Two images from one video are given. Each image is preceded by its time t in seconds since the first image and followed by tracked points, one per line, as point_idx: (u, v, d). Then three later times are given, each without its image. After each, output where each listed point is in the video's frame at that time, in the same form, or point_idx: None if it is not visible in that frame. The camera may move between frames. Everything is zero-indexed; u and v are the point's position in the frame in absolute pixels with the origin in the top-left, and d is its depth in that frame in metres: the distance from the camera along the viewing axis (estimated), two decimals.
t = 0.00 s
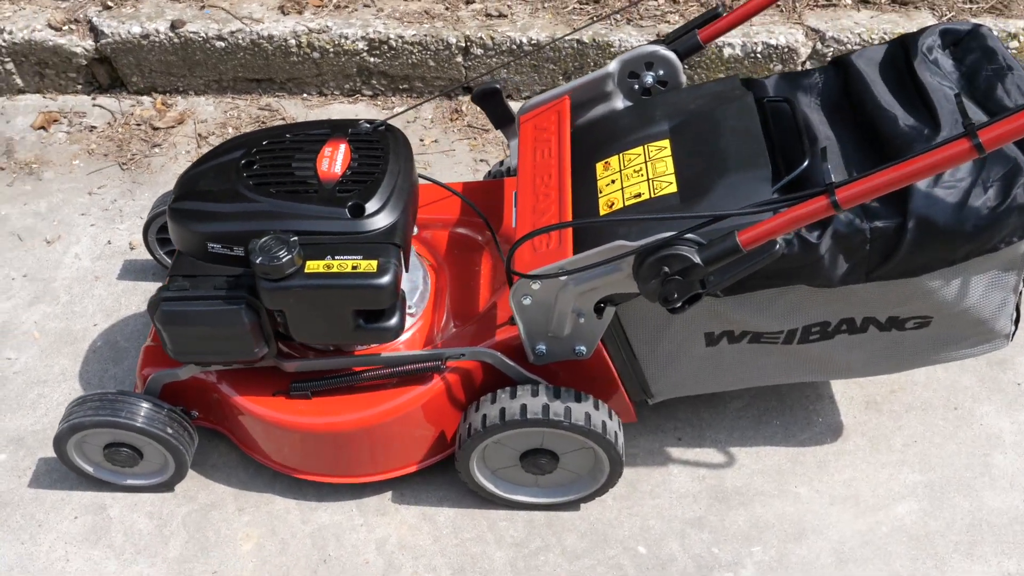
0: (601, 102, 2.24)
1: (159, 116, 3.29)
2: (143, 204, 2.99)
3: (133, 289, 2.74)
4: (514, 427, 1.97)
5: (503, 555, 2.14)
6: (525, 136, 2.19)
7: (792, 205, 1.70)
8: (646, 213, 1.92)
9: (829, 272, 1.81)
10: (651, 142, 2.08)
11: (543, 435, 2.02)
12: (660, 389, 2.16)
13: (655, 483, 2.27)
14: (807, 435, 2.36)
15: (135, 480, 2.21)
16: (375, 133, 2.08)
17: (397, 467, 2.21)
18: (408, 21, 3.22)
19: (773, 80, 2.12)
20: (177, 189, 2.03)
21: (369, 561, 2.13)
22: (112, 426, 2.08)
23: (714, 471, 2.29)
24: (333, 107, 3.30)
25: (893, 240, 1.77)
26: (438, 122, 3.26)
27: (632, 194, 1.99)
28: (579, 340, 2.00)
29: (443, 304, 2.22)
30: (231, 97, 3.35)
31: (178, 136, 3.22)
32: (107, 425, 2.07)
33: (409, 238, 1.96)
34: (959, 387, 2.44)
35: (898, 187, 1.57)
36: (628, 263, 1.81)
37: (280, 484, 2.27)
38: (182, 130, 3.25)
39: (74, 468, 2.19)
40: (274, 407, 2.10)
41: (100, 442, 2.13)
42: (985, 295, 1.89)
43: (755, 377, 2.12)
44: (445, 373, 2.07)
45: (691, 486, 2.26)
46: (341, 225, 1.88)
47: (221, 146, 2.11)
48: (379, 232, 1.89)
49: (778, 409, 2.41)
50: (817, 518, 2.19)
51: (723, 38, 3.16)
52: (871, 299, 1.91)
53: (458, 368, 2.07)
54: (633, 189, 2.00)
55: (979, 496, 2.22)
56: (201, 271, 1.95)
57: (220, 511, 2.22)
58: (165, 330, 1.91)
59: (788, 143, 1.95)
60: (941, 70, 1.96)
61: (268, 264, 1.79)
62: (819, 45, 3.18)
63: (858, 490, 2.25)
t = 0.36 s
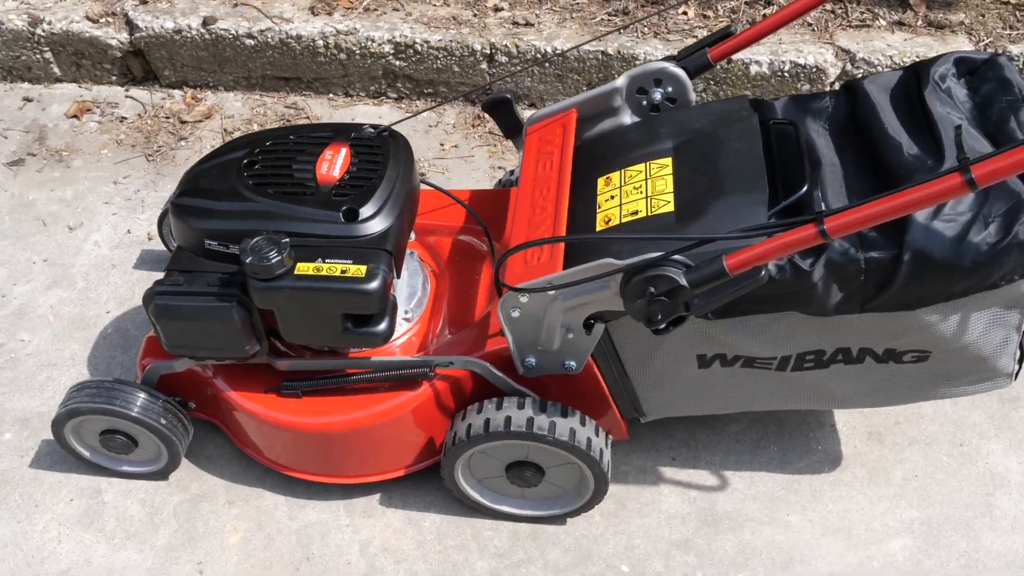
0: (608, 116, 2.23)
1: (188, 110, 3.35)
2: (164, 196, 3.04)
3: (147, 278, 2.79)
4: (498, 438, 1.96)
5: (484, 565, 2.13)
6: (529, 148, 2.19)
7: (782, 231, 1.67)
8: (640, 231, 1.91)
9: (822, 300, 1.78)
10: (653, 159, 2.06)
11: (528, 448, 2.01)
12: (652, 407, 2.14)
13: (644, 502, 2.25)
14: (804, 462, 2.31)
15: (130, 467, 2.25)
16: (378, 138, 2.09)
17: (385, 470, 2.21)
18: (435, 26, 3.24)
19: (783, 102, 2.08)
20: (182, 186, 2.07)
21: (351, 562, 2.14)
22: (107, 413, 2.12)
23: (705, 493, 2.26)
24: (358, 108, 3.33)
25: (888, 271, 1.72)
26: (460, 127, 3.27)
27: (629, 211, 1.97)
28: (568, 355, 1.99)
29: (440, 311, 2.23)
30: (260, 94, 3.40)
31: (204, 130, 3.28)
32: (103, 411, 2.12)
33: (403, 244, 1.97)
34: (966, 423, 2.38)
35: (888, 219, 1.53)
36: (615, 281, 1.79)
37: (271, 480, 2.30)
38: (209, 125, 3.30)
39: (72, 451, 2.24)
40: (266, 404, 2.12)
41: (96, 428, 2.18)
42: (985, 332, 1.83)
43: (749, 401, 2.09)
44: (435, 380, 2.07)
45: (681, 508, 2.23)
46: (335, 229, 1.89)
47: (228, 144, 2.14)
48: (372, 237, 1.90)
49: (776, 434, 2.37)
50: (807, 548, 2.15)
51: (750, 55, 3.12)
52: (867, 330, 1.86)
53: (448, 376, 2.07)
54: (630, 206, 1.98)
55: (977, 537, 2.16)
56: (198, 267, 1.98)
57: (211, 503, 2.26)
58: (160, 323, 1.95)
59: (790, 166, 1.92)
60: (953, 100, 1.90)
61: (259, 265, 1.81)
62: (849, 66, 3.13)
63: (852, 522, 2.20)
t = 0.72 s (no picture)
0: (608, 127, 2.22)
1: (208, 105, 3.40)
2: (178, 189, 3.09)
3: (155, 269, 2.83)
4: (476, 445, 1.96)
5: (461, 571, 2.13)
6: (526, 156, 2.19)
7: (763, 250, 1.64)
8: (627, 243, 1.90)
9: (804, 321, 1.75)
10: (647, 171, 2.04)
11: (507, 456, 2.00)
12: (637, 420, 2.12)
13: (627, 516, 2.23)
14: (793, 484, 2.28)
15: (121, 454, 2.29)
16: (374, 140, 2.11)
17: (369, 470, 2.22)
18: (453, 30, 3.25)
19: (782, 118, 2.06)
20: (180, 181, 2.10)
21: (330, 560, 2.16)
22: (99, 400, 2.16)
23: (690, 511, 2.23)
24: (374, 110, 3.36)
25: (873, 294, 1.69)
26: (474, 131, 3.27)
27: (619, 223, 1.96)
28: (552, 364, 1.98)
29: (431, 315, 2.23)
30: (279, 92, 3.44)
31: (222, 125, 3.32)
32: (94, 398, 2.16)
33: (392, 247, 1.98)
34: (964, 453, 2.33)
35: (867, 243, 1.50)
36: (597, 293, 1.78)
37: (258, 474, 2.32)
38: (228, 120, 3.35)
39: (65, 436, 2.28)
40: (253, 399, 2.14)
41: (89, 414, 2.22)
42: (975, 361, 1.78)
43: (735, 420, 2.07)
44: (419, 383, 2.07)
45: (664, 524, 2.21)
46: (322, 228, 1.91)
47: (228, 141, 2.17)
48: (358, 239, 1.91)
49: (767, 454, 2.33)
50: (789, 572, 2.11)
51: (768, 70, 3.09)
52: (853, 354, 1.83)
53: (433, 380, 2.07)
54: (620, 218, 1.97)
55: (966, 570, 2.11)
56: (189, 261, 2.00)
57: (198, 494, 2.28)
58: (149, 315, 1.98)
59: (782, 184, 1.90)
60: (952, 123, 1.86)
61: (244, 261, 1.83)
62: (868, 84, 3.08)
63: (838, 548, 2.15)
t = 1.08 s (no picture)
0: (595, 131, 2.22)
1: (217, 100, 3.45)
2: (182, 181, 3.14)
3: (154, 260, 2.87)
4: (447, 443, 1.97)
5: (432, 569, 2.13)
6: (511, 157, 2.19)
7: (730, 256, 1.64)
8: (601, 246, 1.90)
9: (774, 330, 1.74)
10: (629, 176, 2.04)
11: (478, 455, 2.01)
12: (612, 425, 2.12)
13: (602, 521, 2.21)
14: (772, 496, 2.25)
15: (107, 439, 2.33)
16: (358, 137, 2.13)
17: (346, 465, 2.23)
18: (459, 32, 3.28)
19: (766, 127, 2.05)
20: (168, 172, 2.14)
21: (303, 552, 2.17)
22: (83, 385, 2.19)
23: (665, 518, 2.22)
24: (379, 109, 3.38)
25: (842, 305, 1.67)
26: (477, 133, 3.29)
27: (595, 227, 1.96)
28: (525, 366, 1.99)
29: (413, 313, 2.25)
30: (288, 89, 3.48)
31: (230, 120, 3.37)
32: (79, 383, 2.19)
33: (369, 243, 1.99)
34: (949, 471, 2.29)
35: (826, 252, 1.50)
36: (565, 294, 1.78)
37: (240, 465, 2.34)
38: (236, 116, 3.39)
39: (53, 420, 2.32)
40: (234, 391, 2.17)
41: (75, 399, 2.26)
42: (946, 377, 1.76)
43: (709, 428, 2.06)
44: (395, 380, 2.08)
45: (638, 530, 2.20)
46: (300, 223, 1.93)
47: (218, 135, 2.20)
48: (335, 234, 1.93)
49: (747, 465, 2.31)
50: None
51: (772, 79, 3.08)
52: (825, 366, 1.81)
53: (408, 377, 2.08)
54: (598, 221, 1.97)
55: None
56: (171, 251, 2.04)
57: (179, 482, 2.31)
58: (130, 302, 2.01)
59: (760, 192, 1.89)
60: (933, 135, 1.85)
61: (220, 253, 1.86)
62: (874, 96, 3.05)
63: (813, 562, 2.12)
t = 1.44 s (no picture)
0: (579, 129, 2.24)
1: (222, 93, 3.50)
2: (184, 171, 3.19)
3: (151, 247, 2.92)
4: (417, 433, 1.98)
5: (402, 559, 2.15)
6: (495, 152, 2.21)
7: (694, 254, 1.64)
8: (574, 242, 1.91)
9: (739, 329, 1.74)
10: (607, 174, 2.05)
11: (449, 447, 2.02)
12: (585, 422, 2.13)
13: (574, 518, 2.22)
14: (746, 499, 2.25)
15: (92, 421, 2.37)
16: (343, 129, 2.15)
17: (324, 454, 2.26)
18: (462, 31, 3.30)
19: (746, 128, 2.05)
20: (156, 159, 2.17)
21: (277, 538, 2.20)
22: (69, 366, 2.23)
23: (637, 517, 2.22)
24: (381, 105, 3.42)
25: (806, 306, 1.67)
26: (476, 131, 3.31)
27: (571, 223, 1.97)
28: (498, 360, 2.00)
29: (395, 305, 2.27)
30: (293, 83, 3.52)
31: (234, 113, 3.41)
32: (64, 364, 2.24)
33: (348, 234, 2.01)
34: (927, 481, 2.27)
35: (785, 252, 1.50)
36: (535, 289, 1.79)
37: (220, 450, 2.37)
38: (240, 108, 3.44)
39: (40, 400, 2.37)
40: (214, 377, 2.20)
41: (61, 380, 2.30)
42: (914, 383, 1.75)
43: (681, 428, 2.06)
44: (371, 370, 2.10)
45: (610, 528, 2.20)
46: (279, 211, 1.96)
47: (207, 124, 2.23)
48: (312, 223, 1.95)
49: (723, 467, 2.31)
50: None
51: (771, 84, 3.08)
52: (792, 368, 1.81)
53: (385, 368, 2.10)
54: (574, 218, 1.98)
55: None
56: (155, 237, 2.07)
57: (161, 465, 2.35)
58: (113, 286, 2.05)
59: (734, 193, 1.89)
60: (911, 139, 1.84)
61: (198, 239, 1.89)
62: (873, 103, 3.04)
63: (782, 566, 2.12)
